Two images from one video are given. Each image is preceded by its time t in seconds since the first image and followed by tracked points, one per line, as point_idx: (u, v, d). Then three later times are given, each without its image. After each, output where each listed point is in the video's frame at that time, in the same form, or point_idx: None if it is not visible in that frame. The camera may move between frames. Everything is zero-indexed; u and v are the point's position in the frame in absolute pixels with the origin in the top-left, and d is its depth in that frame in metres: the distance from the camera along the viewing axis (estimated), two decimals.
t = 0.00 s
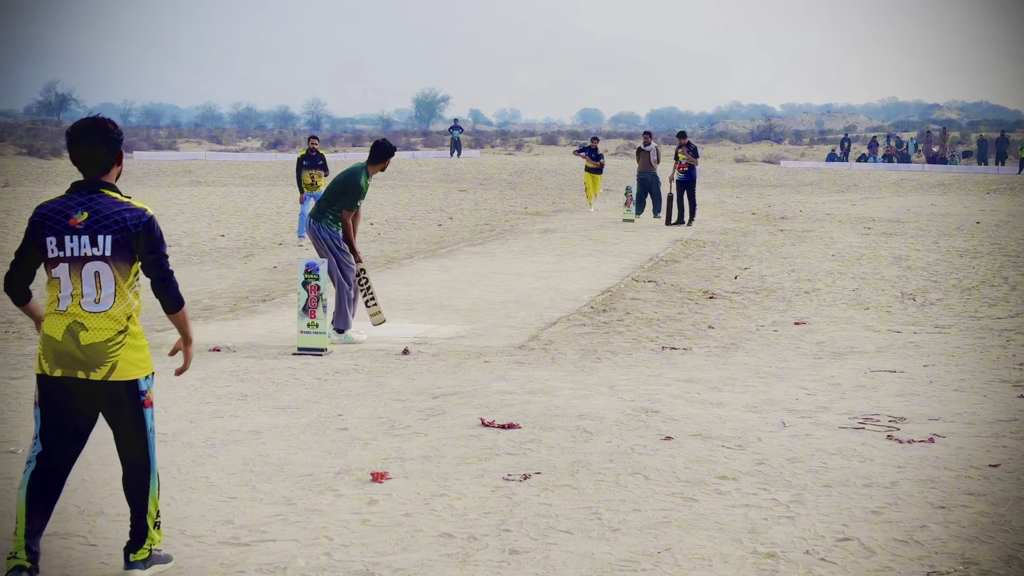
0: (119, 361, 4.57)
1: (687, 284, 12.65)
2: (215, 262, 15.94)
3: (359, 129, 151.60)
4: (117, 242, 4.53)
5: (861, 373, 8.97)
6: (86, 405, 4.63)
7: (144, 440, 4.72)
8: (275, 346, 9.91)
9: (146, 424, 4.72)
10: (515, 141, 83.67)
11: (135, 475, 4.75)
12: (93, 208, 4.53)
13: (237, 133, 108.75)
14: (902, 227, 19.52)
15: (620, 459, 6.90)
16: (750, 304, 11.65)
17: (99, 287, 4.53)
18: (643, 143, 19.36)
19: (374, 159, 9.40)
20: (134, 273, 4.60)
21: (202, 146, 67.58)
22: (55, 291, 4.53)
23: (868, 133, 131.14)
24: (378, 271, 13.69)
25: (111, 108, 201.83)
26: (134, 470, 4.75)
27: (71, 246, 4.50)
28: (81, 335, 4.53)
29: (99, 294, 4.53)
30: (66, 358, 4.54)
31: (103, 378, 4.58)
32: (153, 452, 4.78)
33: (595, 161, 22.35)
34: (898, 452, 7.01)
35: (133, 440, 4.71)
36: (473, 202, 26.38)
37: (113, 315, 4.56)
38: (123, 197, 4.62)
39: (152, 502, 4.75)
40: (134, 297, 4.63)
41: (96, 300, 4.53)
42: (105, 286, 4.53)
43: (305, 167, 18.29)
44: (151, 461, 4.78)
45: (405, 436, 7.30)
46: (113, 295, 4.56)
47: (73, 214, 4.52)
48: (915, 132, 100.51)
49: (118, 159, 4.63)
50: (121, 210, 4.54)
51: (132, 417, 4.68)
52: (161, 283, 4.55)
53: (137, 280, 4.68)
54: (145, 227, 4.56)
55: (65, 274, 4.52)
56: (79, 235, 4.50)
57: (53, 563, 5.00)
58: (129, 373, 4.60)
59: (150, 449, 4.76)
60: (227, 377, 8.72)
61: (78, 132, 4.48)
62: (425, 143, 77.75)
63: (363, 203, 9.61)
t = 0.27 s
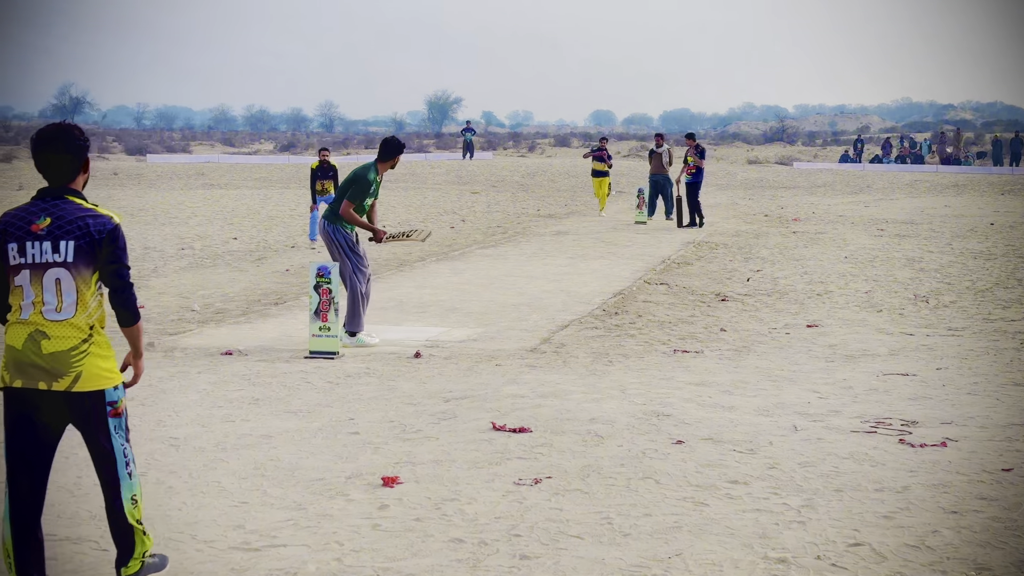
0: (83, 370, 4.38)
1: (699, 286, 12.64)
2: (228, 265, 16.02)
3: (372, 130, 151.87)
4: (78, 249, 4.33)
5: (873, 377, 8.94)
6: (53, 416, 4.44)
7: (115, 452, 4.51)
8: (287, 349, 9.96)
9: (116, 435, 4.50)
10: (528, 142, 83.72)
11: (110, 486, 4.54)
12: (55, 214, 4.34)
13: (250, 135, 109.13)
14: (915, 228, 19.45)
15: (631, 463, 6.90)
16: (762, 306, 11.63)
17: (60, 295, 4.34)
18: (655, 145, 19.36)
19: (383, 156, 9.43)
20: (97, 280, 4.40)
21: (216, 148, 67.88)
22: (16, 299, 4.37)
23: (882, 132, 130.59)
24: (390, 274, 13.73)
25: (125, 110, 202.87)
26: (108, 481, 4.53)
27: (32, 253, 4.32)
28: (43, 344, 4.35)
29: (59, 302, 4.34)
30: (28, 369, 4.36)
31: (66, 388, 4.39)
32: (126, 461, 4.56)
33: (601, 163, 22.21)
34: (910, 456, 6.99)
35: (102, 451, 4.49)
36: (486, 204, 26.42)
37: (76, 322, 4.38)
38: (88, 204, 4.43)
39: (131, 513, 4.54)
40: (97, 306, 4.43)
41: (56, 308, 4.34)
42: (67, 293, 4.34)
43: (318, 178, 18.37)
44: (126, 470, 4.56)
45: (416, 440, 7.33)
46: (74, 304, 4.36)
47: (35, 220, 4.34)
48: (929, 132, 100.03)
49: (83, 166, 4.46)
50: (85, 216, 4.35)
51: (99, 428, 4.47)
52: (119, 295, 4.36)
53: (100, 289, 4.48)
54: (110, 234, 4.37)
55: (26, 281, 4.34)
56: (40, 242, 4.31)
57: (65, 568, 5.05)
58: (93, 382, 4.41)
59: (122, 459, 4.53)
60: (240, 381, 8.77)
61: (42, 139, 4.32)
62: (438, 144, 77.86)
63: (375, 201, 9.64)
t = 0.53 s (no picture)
0: (85, 381, 4.20)
1: (715, 290, 12.61)
2: (244, 269, 16.09)
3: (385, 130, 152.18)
4: (83, 257, 4.18)
5: (890, 382, 8.88)
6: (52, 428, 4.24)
7: (114, 467, 4.28)
8: (303, 355, 9.98)
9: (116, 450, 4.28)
10: (541, 143, 83.71)
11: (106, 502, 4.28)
12: (60, 222, 4.20)
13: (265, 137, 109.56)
14: (932, 230, 19.35)
15: (648, 471, 6.88)
16: (778, 310, 11.58)
17: (63, 304, 4.18)
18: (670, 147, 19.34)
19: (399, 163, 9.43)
20: (102, 289, 4.25)
21: (231, 151, 68.15)
22: (18, 308, 4.21)
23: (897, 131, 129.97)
24: (406, 278, 13.75)
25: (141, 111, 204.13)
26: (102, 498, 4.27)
27: (36, 262, 4.18)
28: (45, 353, 4.18)
29: (62, 312, 4.18)
30: (29, 379, 4.19)
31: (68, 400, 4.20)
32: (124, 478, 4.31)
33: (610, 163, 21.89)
34: (928, 463, 6.94)
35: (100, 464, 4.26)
36: (500, 207, 26.44)
37: (80, 331, 4.21)
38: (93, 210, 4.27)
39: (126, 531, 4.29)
40: (103, 316, 4.28)
41: (59, 319, 4.17)
42: (71, 301, 4.18)
43: (337, 186, 18.43)
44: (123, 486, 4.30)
45: (432, 447, 7.33)
46: (77, 313, 4.20)
47: (39, 229, 4.20)
48: (945, 131, 99.51)
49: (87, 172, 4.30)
50: (92, 224, 4.22)
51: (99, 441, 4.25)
52: (128, 304, 4.28)
53: (106, 298, 4.33)
54: (117, 242, 4.22)
55: (30, 290, 4.19)
56: (45, 251, 4.18)
57: None
58: (96, 393, 4.21)
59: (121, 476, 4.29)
60: (256, 387, 8.80)
61: (46, 146, 4.17)
62: (452, 145, 77.93)
63: (392, 207, 9.66)
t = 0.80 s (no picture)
0: (94, 405, 4.13)
1: (732, 294, 12.56)
2: (260, 273, 16.14)
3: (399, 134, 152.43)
4: (116, 280, 4.17)
5: (909, 386, 8.82)
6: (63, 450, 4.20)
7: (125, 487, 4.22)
8: (320, 359, 9.99)
9: (128, 475, 4.22)
10: (556, 147, 83.65)
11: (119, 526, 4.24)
12: (100, 246, 4.23)
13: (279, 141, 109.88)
14: (950, 234, 19.22)
15: (666, 476, 6.86)
16: (796, 314, 11.53)
17: (85, 322, 4.13)
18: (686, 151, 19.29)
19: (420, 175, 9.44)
20: (124, 315, 4.20)
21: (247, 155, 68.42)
22: (36, 323, 4.16)
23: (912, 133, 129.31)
24: (422, 282, 13.74)
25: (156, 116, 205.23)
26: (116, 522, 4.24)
27: (67, 279, 4.17)
28: (56, 373, 4.11)
29: (83, 330, 4.13)
30: (39, 397, 4.13)
31: (76, 421, 4.14)
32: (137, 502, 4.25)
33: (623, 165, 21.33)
34: (948, 468, 6.88)
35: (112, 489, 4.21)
36: (516, 210, 26.42)
37: (93, 353, 4.14)
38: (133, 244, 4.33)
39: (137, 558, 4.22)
40: (121, 341, 4.22)
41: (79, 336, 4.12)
42: (92, 322, 4.13)
43: (355, 191, 18.46)
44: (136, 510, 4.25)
45: (449, 452, 7.33)
46: (98, 332, 4.14)
47: (78, 249, 4.22)
48: (961, 133, 98.93)
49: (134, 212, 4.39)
50: (130, 254, 4.24)
51: (110, 466, 4.20)
52: (150, 337, 4.29)
53: (129, 326, 4.30)
54: (153, 275, 4.25)
55: (52, 305, 4.15)
56: (80, 269, 4.17)
57: None
58: (105, 417, 4.15)
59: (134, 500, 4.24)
60: (273, 392, 8.81)
61: (97, 181, 4.27)
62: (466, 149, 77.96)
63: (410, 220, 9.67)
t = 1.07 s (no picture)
0: (91, 419, 4.13)
1: (746, 295, 12.54)
2: (275, 276, 16.20)
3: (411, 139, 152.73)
4: (120, 304, 4.20)
5: (924, 387, 8.78)
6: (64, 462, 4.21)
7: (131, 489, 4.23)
8: (335, 361, 10.02)
9: (134, 480, 4.22)
10: (568, 150, 83.62)
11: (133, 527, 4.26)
12: (109, 275, 4.30)
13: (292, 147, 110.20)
14: (964, 235, 19.15)
15: (681, 476, 6.85)
16: (810, 316, 11.50)
17: (84, 340, 4.15)
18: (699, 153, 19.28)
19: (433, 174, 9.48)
20: (125, 337, 4.21)
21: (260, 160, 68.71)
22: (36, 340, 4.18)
23: (926, 136, 128.79)
24: (435, 285, 13.76)
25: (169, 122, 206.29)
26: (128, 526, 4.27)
27: (74, 301, 4.22)
28: (51, 388, 4.11)
29: (82, 347, 4.14)
30: (33, 410, 4.13)
31: (73, 436, 4.14)
32: (148, 502, 4.27)
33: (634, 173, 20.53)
34: (965, 468, 6.85)
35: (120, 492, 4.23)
36: (529, 213, 26.45)
37: (90, 370, 4.14)
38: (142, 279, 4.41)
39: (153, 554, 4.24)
40: (119, 359, 4.23)
41: (76, 352, 4.13)
42: (91, 342, 4.15)
43: (372, 194, 18.55)
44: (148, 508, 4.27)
45: (464, 452, 7.34)
46: (96, 350, 4.15)
47: (89, 277, 4.31)
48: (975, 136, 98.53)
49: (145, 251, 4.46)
50: (137, 284, 4.29)
51: (114, 474, 4.21)
52: (152, 368, 4.29)
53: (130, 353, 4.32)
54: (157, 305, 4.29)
55: (54, 324, 4.19)
56: (87, 292, 4.23)
57: None
58: (102, 431, 4.15)
59: (144, 502, 4.26)
60: (288, 393, 8.85)
61: (110, 222, 4.36)
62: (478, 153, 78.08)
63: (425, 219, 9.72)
